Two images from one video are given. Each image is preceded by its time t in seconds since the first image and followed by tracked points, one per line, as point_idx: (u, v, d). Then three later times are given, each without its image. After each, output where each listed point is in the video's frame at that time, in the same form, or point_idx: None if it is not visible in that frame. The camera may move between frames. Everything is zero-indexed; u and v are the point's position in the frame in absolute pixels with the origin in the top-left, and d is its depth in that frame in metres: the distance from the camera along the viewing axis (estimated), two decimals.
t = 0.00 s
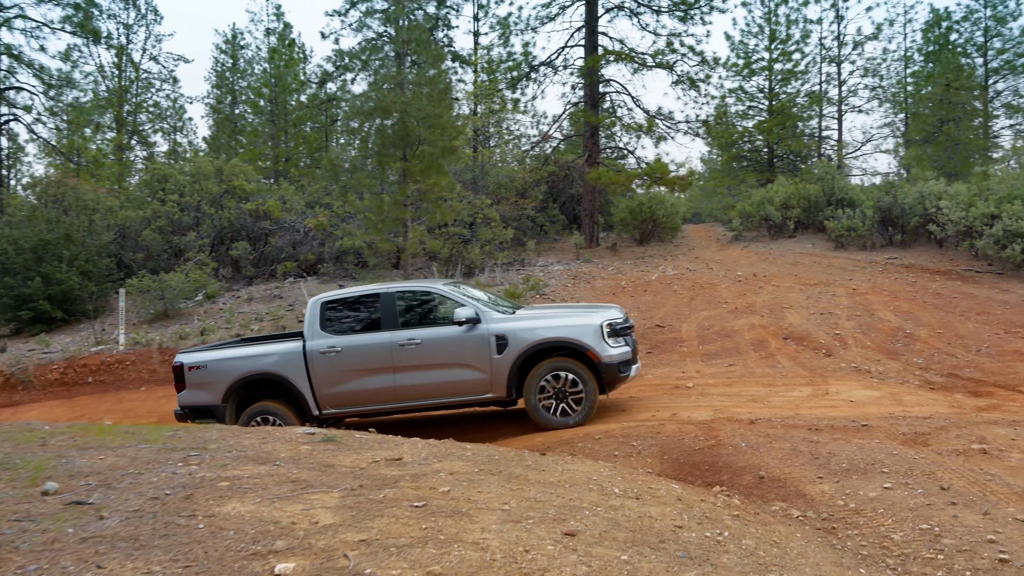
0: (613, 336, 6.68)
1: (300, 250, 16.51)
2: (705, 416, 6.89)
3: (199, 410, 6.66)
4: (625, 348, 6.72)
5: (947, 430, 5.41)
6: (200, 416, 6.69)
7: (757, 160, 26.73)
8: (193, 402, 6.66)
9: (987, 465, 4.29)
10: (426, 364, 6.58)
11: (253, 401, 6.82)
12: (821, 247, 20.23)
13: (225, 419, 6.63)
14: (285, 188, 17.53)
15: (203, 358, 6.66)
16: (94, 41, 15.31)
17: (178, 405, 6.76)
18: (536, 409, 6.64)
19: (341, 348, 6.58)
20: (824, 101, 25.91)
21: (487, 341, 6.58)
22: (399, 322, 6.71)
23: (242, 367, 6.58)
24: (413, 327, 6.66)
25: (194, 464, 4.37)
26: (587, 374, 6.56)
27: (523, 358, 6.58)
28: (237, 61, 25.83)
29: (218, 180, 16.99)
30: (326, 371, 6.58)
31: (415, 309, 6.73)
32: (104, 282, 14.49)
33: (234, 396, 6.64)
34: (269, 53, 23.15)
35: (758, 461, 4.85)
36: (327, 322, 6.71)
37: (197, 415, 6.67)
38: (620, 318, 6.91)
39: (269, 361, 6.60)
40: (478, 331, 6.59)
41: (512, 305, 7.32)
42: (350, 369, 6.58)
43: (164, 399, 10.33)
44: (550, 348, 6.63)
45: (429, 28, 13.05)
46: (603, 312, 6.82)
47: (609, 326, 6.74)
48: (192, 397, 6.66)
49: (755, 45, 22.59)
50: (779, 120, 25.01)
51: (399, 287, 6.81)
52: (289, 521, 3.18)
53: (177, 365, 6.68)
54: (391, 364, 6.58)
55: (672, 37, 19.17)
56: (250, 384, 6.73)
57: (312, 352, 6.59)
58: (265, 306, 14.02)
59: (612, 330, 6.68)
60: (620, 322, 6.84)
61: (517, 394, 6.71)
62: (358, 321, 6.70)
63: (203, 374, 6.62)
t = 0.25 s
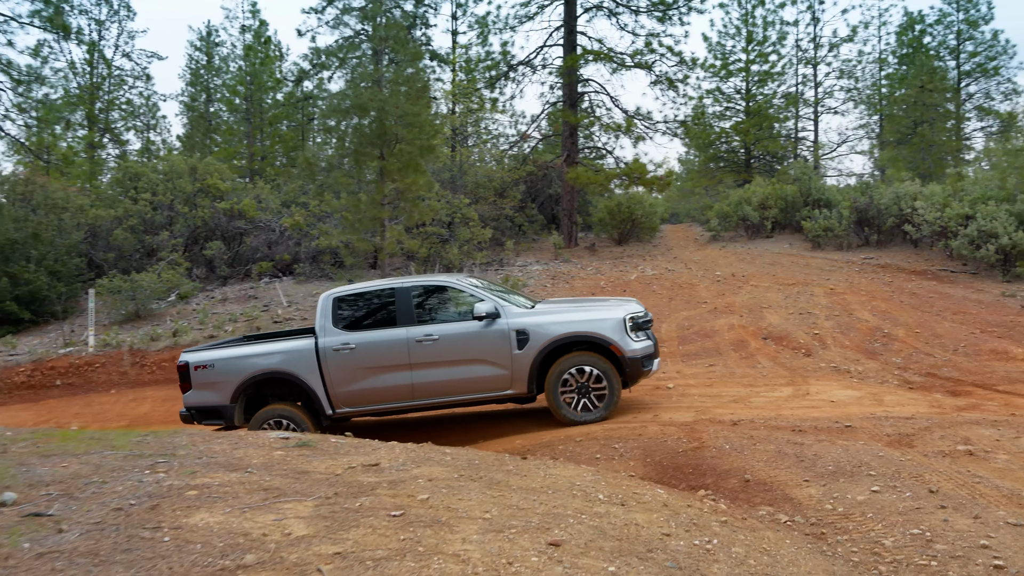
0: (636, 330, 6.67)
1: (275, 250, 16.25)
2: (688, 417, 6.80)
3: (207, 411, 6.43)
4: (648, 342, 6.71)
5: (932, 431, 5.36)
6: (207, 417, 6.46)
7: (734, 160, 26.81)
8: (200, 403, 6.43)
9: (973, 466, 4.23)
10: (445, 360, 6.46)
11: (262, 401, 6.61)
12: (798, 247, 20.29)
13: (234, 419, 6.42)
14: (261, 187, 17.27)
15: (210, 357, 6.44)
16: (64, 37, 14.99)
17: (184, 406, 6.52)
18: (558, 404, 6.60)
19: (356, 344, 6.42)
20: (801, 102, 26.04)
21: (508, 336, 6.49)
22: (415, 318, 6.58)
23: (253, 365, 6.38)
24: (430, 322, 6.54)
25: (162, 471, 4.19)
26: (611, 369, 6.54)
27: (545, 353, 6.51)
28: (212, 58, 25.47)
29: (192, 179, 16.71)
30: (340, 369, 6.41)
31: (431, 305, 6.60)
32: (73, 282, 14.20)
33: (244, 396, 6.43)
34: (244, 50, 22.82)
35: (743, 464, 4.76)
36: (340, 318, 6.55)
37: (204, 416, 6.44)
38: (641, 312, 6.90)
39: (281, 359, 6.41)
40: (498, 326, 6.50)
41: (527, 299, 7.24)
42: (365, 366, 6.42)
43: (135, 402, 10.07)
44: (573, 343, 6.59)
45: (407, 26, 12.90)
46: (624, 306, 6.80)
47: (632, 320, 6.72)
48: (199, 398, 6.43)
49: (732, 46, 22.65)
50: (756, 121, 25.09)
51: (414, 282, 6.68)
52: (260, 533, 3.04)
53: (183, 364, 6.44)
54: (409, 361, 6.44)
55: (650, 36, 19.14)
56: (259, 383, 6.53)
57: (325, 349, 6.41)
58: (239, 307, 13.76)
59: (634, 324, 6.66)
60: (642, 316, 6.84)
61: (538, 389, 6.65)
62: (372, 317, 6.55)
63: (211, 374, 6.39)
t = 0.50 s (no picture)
0: (657, 323, 6.66)
1: (249, 250, 15.97)
2: (669, 419, 6.71)
3: (215, 414, 6.16)
4: (669, 336, 6.70)
5: (914, 433, 5.29)
6: (215, 421, 6.18)
7: (710, 161, 26.88)
8: (208, 406, 6.15)
9: (959, 470, 4.15)
10: (464, 356, 6.35)
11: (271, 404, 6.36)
12: (774, 248, 20.36)
13: (244, 422, 6.15)
14: (234, 186, 16.99)
15: (217, 357, 6.18)
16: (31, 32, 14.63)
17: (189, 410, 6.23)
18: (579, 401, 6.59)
19: (370, 342, 6.26)
20: (776, 103, 26.16)
21: (528, 331, 6.42)
22: (432, 314, 6.45)
23: (265, 365, 6.14)
24: (447, 318, 6.42)
25: (124, 482, 4.01)
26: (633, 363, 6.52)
27: (567, 348, 6.48)
28: (185, 55, 25.07)
29: (163, 177, 16.42)
30: (356, 367, 6.24)
31: (447, 301, 6.50)
32: (39, 283, 13.88)
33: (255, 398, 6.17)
34: (217, 47, 22.47)
35: (726, 468, 4.66)
36: (353, 315, 6.39)
37: (212, 419, 6.16)
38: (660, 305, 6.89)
39: (294, 357, 6.18)
40: (517, 321, 6.43)
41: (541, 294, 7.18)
42: (381, 364, 6.26)
43: (102, 406, 9.81)
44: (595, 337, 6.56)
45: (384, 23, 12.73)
46: (644, 300, 6.78)
47: (653, 314, 6.71)
48: (205, 400, 6.15)
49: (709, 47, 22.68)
50: (732, 122, 25.16)
51: (427, 278, 6.57)
52: (225, 549, 2.88)
53: (189, 366, 6.16)
54: (426, 358, 6.31)
55: (627, 36, 19.09)
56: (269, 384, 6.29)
57: (339, 347, 6.23)
58: (211, 307, 13.48)
59: (656, 318, 6.65)
60: (662, 310, 6.83)
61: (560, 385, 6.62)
62: (386, 314, 6.40)
63: (219, 375, 6.12)
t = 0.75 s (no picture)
0: (682, 316, 6.68)
1: (220, 249, 15.65)
2: (649, 421, 6.61)
3: (229, 410, 6.15)
4: (695, 329, 6.73)
5: (895, 434, 5.24)
6: (229, 417, 6.17)
7: (685, 161, 26.94)
8: (222, 402, 6.14)
9: (944, 472, 4.09)
10: (487, 350, 6.35)
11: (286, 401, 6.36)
12: (749, 248, 20.41)
13: (259, 420, 6.15)
14: (205, 184, 16.67)
15: (231, 353, 6.18)
16: None
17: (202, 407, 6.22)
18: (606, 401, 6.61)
19: (391, 336, 6.26)
20: (750, 104, 26.25)
21: (552, 325, 6.43)
22: (453, 308, 6.45)
23: (280, 360, 6.14)
24: (469, 312, 6.43)
25: (83, 492, 3.82)
26: (659, 356, 6.53)
27: (592, 341, 6.48)
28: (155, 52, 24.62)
29: (132, 175, 16.09)
30: (377, 361, 6.23)
31: (468, 295, 6.50)
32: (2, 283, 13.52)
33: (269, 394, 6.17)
34: (189, 43, 22.09)
35: (709, 472, 4.56)
36: (373, 310, 6.39)
37: (226, 416, 6.15)
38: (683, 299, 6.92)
39: (310, 352, 6.18)
40: (541, 315, 6.44)
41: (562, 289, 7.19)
42: (402, 358, 6.25)
43: (67, 410, 9.52)
44: (620, 331, 6.57)
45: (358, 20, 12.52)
46: (669, 293, 6.81)
47: (678, 306, 6.73)
48: (219, 397, 6.15)
49: (684, 48, 22.69)
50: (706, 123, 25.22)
51: (449, 272, 6.57)
52: (187, 567, 2.72)
53: (202, 362, 6.16)
54: (449, 352, 6.30)
55: (603, 36, 19.01)
56: (283, 381, 6.28)
57: (359, 342, 6.22)
58: (180, 308, 13.19)
59: (681, 311, 6.67)
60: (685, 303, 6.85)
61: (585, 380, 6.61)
62: (407, 308, 6.40)
63: (233, 371, 6.13)
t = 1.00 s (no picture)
0: (714, 318, 6.60)
1: (189, 249, 15.32)
2: (625, 423, 6.51)
3: (249, 404, 6.02)
4: (726, 330, 6.64)
5: (875, 437, 5.19)
6: (248, 411, 6.04)
7: (659, 162, 26.99)
8: (242, 395, 6.01)
9: (926, 476, 4.03)
10: (517, 347, 6.27)
11: (306, 396, 6.23)
12: (722, 248, 20.47)
13: (279, 415, 6.02)
14: (174, 183, 16.33)
15: (253, 345, 6.04)
16: None
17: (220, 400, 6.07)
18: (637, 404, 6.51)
19: (419, 331, 6.17)
20: (723, 105, 26.35)
21: (583, 322, 6.35)
22: (482, 304, 6.36)
23: (303, 354, 6.02)
24: (499, 309, 6.35)
25: (38, 504, 3.63)
26: (691, 357, 6.43)
27: (623, 340, 6.39)
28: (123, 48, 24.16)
29: (98, 174, 15.72)
30: (403, 357, 6.14)
31: (497, 291, 6.42)
32: None
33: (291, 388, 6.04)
34: (157, 40, 21.68)
35: (689, 476, 4.47)
36: (400, 304, 6.30)
37: (246, 410, 6.01)
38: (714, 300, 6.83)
39: (333, 346, 6.07)
40: (572, 312, 6.36)
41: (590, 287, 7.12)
42: (430, 354, 6.16)
43: (27, 414, 9.22)
44: (651, 331, 6.47)
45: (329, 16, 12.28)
46: (700, 293, 6.72)
47: (710, 307, 6.65)
48: (239, 390, 6.01)
49: (657, 49, 22.68)
50: (679, 124, 25.27)
51: (478, 267, 6.48)
52: None
53: (222, 353, 6.01)
54: (478, 349, 6.22)
55: (578, 36, 18.93)
56: (305, 375, 6.17)
57: (386, 337, 6.12)
58: (147, 309, 12.87)
59: (713, 312, 6.58)
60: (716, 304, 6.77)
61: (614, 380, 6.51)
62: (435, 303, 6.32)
63: (255, 363, 5.99)
